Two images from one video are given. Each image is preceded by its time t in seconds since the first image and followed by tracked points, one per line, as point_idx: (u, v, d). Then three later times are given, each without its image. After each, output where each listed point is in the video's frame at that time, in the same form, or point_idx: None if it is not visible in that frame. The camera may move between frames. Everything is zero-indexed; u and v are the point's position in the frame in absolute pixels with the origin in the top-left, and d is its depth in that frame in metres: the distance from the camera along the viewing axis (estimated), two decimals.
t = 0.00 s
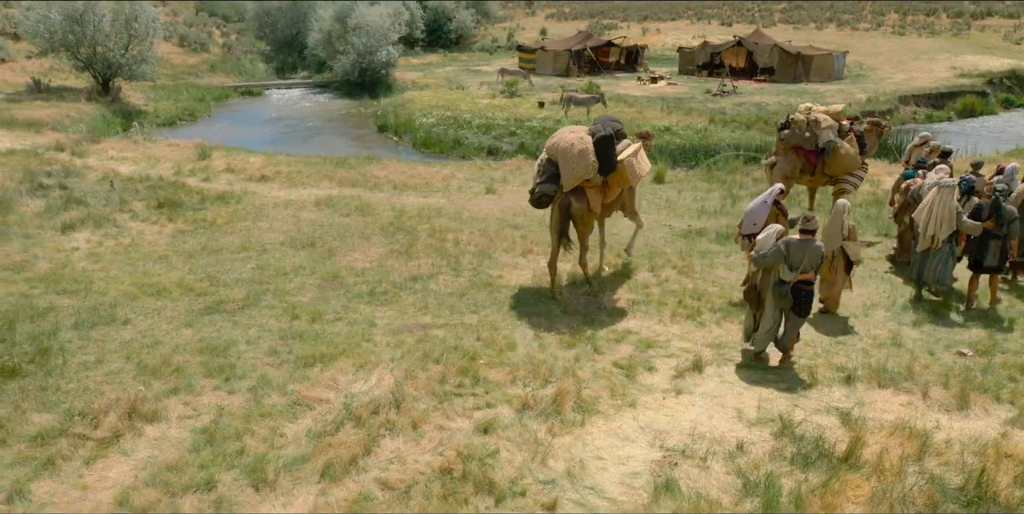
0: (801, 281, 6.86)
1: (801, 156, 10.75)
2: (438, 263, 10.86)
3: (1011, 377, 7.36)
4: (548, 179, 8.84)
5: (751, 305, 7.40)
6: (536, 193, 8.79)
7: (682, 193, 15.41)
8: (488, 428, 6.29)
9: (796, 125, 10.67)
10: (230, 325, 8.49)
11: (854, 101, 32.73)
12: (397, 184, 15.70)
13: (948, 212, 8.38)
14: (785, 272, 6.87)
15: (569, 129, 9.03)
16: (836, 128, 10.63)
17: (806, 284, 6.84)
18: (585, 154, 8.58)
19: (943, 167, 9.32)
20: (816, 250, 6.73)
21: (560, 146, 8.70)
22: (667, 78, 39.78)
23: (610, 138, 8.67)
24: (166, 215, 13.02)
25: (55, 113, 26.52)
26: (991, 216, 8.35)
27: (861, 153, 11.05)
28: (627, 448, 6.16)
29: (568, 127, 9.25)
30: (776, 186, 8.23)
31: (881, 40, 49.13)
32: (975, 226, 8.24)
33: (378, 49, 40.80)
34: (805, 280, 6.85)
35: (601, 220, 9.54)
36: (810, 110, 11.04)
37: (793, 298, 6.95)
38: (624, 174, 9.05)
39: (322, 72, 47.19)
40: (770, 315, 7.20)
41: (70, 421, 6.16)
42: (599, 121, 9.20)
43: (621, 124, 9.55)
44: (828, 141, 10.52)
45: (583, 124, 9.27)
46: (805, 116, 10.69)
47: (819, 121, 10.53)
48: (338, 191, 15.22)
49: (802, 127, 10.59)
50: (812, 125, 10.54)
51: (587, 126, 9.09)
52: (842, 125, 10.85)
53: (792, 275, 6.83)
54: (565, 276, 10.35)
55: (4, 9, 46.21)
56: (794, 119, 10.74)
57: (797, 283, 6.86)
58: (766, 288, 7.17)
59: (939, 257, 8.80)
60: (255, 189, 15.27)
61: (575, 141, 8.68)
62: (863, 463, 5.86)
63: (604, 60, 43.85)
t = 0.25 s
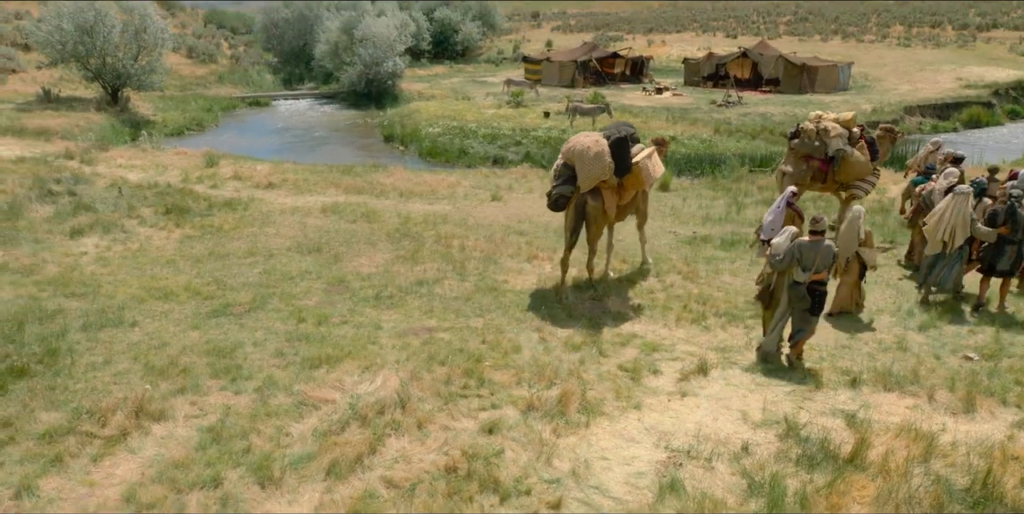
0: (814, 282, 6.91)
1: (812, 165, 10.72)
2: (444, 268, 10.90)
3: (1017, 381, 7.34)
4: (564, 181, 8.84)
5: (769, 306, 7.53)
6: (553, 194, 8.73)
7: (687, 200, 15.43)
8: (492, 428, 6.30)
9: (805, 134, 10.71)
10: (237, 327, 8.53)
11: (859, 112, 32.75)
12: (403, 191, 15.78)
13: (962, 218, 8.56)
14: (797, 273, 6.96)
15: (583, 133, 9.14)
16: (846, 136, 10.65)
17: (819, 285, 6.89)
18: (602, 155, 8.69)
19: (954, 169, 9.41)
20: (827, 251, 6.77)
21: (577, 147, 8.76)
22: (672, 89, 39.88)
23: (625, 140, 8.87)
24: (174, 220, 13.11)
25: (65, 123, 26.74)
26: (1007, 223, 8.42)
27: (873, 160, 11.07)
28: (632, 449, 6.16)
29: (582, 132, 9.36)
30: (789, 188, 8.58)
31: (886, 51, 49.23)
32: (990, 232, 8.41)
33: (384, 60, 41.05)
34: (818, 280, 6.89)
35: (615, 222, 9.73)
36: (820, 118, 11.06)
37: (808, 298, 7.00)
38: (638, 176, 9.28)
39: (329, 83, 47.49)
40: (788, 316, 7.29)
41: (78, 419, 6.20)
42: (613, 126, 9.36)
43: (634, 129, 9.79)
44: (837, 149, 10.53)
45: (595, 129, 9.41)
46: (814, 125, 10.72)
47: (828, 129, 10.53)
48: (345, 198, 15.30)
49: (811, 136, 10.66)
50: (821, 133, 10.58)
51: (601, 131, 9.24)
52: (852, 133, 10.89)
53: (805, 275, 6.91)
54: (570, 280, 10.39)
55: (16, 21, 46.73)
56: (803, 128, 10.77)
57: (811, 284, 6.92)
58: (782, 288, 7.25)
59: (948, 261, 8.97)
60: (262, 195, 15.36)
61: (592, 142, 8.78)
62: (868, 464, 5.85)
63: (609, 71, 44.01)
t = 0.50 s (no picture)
0: (826, 273, 7.43)
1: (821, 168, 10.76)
2: (449, 271, 10.94)
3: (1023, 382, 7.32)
4: (581, 180, 9.22)
5: (776, 298, 7.91)
6: (571, 193, 9.14)
7: (692, 205, 15.46)
8: (497, 426, 6.32)
9: (816, 136, 10.69)
10: (243, 328, 8.58)
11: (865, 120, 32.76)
12: (409, 196, 15.84)
13: (978, 217, 8.76)
14: (810, 265, 7.40)
15: (601, 134, 9.47)
16: (855, 139, 10.66)
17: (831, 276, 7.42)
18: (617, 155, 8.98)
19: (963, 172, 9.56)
20: (841, 245, 7.26)
21: (594, 148, 9.10)
22: (677, 97, 39.96)
23: (640, 140, 9.08)
24: (181, 224, 13.19)
25: (73, 129, 26.94)
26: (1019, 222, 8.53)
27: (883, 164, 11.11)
28: (636, 447, 6.17)
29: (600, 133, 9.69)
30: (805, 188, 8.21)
31: (891, 60, 49.28)
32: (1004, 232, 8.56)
33: (390, 69, 41.27)
34: (829, 271, 7.40)
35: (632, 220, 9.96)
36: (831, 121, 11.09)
37: (819, 288, 7.51)
38: (655, 175, 9.40)
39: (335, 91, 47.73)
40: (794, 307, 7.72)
41: (86, 415, 6.25)
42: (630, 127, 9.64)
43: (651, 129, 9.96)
44: (846, 153, 10.58)
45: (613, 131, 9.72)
46: (825, 128, 10.71)
47: (839, 133, 10.55)
48: (350, 203, 15.37)
49: (822, 138, 10.62)
50: (832, 136, 10.56)
51: (618, 132, 9.53)
52: (862, 137, 10.90)
53: (817, 267, 7.37)
54: (575, 283, 10.41)
55: (25, 30, 47.15)
56: (814, 130, 10.77)
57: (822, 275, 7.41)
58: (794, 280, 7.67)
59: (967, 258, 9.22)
60: (269, 200, 15.44)
61: (608, 143, 9.10)
62: (872, 463, 5.85)
63: (614, 80, 44.14)
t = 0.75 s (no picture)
0: (843, 274, 7.57)
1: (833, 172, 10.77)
2: (454, 274, 10.98)
3: None
4: (596, 182, 9.37)
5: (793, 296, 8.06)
6: (584, 193, 9.29)
7: (697, 211, 15.48)
8: (501, 425, 6.34)
9: (827, 140, 10.67)
10: (249, 328, 8.62)
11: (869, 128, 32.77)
12: (414, 202, 15.91)
13: (987, 218, 8.91)
14: (827, 265, 7.55)
15: (617, 137, 9.60)
16: (866, 144, 10.64)
17: (847, 277, 7.56)
18: (632, 159, 9.13)
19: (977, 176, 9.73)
20: (860, 247, 7.43)
21: (609, 151, 9.24)
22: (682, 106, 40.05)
23: (656, 145, 9.22)
24: (187, 228, 13.27)
25: (82, 137, 27.13)
26: None
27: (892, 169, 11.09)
28: (641, 446, 6.18)
29: (616, 135, 9.82)
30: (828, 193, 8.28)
31: (896, 70, 49.33)
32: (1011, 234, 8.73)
33: (396, 78, 41.48)
34: (846, 273, 7.56)
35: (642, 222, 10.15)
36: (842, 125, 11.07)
37: (834, 289, 7.66)
38: (667, 180, 9.64)
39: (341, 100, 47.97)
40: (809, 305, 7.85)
41: (93, 413, 6.29)
42: (647, 130, 9.77)
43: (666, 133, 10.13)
44: (858, 157, 10.57)
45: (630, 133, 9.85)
46: (837, 132, 10.69)
47: (850, 137, 10.53)
48: (356, 208, 15.45)
49: (834, 143, 10.60)
50: (844, 141, 10.54)
51: (634, 135, 9.67)
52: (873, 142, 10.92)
53: (835, 268, 7.52)
54: (579, 286, 10.44)
55: (35, 40, 47.59)
56: (826, 134, 10.74)
57: (839, 276, 7.57)
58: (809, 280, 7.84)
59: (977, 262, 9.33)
60: (275, 205, 15.53)
61: (624, 147, 9.24)
62: (877, 462, 5.84)
63: (619, 89, 44.27)
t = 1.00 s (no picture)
0: (858, 266, 7.66)
1: (845, 172, 10.90)
2: (458, 276, 11.02)
3: None
4: (608, 185, 9.45)
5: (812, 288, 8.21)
6: (596, 197, 9.36)
7: (701, 216, 15.51)
8: (505, 422, 6.36)
9: (838, 142, 10.82)
10: (254, 328, 8.66)
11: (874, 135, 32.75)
12: (419, 206, 15.98)
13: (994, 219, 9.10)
14: (841, 258, 7.66)
15: (629, 141, 9.70)
16: (877, 144, 10.80)
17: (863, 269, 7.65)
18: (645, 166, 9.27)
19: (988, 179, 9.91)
20: (873, 240, 7.51)
21: (622, 156, 9.34)
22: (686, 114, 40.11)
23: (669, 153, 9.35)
24: (194, 231, 13.34)
25: (89, 143, 27.31)
26: None
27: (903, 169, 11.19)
28: (645, 444, 6.19)
29: (628, 137, 9.92)
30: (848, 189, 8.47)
31: (901, 78, 49.31)
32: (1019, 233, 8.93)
33: (401, 85, 41.63)
34: (861, 264, 7.65)
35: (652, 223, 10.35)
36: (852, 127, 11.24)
37: (850, 280, 7.76)
38: (678, 185, 9.81)
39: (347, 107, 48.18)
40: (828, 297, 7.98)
41: (99, 408, 6.33)
42: (659, 135, 9.90)
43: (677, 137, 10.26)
44: (869, 156, 10.70)
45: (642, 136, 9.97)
46: (847, 133, 10.85)
47: (861, 137, 10.68)
48: (361, 212, 15.52)
49: (845, 143, 10.76)
50: (854, 141, 10.70)
51: (647, 140, 9.79)
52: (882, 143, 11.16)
53: (849, 260, 7.62)
54: (583, 288, 10.47)
55: (44, 47, 47.97)
56: (836, 135, 10.90)
57: (854, 267, 7.67)
58: (825, 272, 7.94)
59: (989, 262, 9.46)
60: (280, 209, 15.61)
61: (637, 153, 9.35)
62: (881, 459, 5.85)
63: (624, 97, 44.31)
